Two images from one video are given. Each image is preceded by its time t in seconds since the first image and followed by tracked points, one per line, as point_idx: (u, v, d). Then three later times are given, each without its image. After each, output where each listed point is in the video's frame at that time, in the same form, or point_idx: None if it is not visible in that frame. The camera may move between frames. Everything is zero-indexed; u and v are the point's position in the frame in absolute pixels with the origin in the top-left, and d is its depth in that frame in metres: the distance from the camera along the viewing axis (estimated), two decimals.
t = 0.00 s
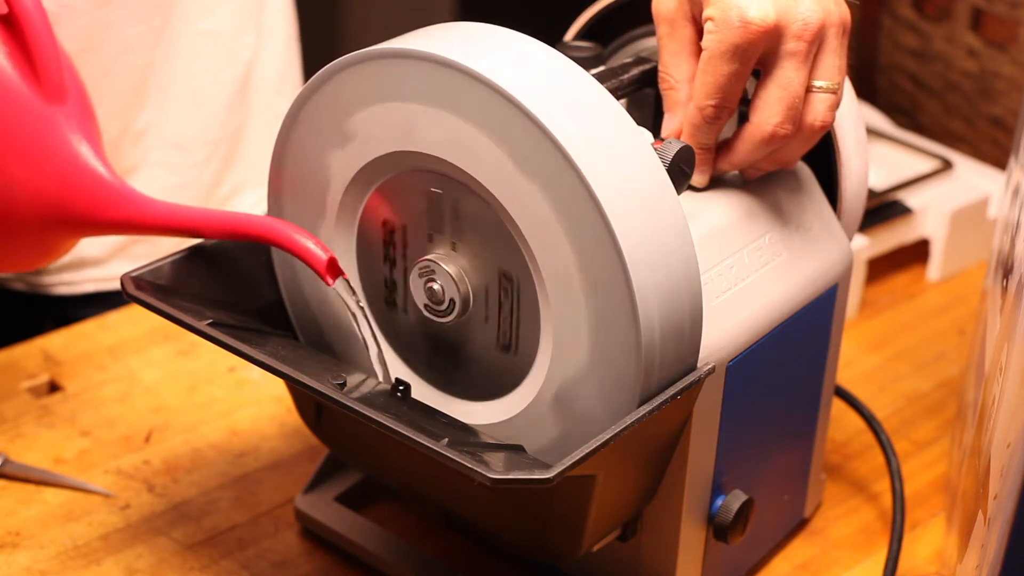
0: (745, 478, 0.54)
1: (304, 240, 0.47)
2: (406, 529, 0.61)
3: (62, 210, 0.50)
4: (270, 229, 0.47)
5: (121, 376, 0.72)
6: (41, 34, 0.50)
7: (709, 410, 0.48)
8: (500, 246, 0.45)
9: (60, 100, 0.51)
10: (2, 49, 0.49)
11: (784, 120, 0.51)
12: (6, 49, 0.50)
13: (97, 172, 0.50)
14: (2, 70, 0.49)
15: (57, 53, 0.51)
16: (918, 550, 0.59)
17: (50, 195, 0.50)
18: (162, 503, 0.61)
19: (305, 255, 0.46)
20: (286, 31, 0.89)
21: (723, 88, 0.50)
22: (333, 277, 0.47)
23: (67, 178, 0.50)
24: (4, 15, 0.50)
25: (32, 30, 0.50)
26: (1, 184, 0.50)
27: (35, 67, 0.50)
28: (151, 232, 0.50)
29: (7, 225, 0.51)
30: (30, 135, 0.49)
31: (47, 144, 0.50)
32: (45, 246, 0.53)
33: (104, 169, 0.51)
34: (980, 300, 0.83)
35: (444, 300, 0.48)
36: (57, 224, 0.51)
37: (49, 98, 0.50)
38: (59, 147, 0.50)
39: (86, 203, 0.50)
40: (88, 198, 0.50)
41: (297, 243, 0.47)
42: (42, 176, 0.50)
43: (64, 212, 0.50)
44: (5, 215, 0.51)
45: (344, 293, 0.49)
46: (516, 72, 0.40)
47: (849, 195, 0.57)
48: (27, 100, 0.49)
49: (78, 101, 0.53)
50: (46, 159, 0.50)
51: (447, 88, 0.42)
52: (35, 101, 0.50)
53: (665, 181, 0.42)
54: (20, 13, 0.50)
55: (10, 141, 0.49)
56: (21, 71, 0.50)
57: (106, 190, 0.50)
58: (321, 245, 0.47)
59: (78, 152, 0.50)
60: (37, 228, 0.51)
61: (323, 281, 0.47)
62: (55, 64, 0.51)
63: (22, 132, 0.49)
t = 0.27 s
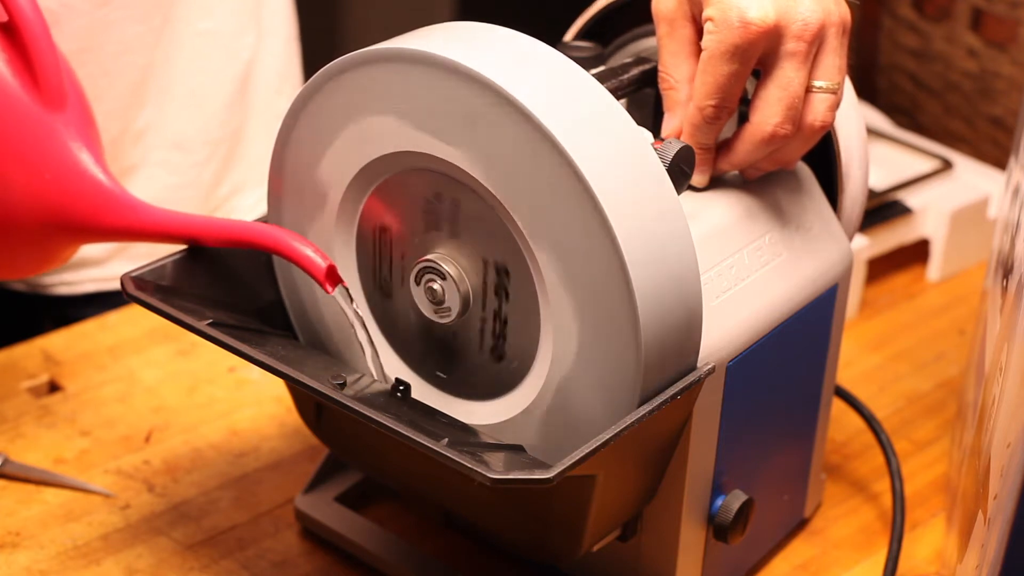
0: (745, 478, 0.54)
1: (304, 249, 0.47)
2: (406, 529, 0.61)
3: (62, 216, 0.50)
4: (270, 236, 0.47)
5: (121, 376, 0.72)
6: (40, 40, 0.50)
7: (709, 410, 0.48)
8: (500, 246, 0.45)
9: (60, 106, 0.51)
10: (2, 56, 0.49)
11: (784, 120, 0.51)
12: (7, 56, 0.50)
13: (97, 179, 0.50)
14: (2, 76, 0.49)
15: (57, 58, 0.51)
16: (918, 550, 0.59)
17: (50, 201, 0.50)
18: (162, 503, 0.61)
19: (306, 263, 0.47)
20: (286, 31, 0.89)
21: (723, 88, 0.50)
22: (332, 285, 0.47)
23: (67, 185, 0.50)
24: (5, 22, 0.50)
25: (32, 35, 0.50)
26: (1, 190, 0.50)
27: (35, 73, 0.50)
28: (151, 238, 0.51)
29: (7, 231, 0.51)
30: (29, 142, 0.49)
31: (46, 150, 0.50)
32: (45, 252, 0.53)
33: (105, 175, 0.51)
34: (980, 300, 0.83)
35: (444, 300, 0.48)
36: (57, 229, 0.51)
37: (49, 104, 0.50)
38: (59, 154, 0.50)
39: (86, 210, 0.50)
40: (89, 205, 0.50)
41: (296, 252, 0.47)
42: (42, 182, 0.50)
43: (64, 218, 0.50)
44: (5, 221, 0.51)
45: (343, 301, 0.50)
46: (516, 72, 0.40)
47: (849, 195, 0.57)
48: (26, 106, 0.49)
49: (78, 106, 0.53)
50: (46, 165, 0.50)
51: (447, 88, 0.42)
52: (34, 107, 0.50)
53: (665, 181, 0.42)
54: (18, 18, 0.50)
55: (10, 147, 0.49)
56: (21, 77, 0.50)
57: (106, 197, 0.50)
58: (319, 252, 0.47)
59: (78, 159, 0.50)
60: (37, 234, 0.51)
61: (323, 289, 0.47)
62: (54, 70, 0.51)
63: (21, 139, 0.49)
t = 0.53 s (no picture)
0: (745, 478, 0.54)
1: (308, 249, 0.47)
2: (406, 529, 0.61)
3: (63, 216, 0.50)
4: (272, 236, 0.47)
5: (121, 376, 0.72)
6: (42, 40, 0.50)
7: (709, 410, 0.48)
8: (500, 246, 0.45)
9: (62, 105, 0.51)
10: (3, 55, 0.49)
11: (784, 120, 0.51)
12: (8, 56, 0.50)
13: (98, 179, 0.50)
14: (3, 76, 0.49)
15: (59, 58, 0.51)
16: (918, 550, 0.59)
17: (51, 201, 0.50)
18: (162, 503, 0.61)
19: (310, 263, 0.47)
20: (286, 31, 0.89)
21: (723, 88, 0.50)
22: (336, 284, 0.47)
23: (68, 185, 0.50)
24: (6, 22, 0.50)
25: (34, 35, 0.50)
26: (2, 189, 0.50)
27: (37, 73, 0.50)
28: (153, 238, 0.51)
29: (8, 230, 0.51)
30: (30, 142, 0.49)
31: (47, 150, 0.50)
32: (46, 252, 0.53)
33: (106, 176, 0.51)
34: (980, 300, 0.83)
35: (444, 300, 0.47)
36: (58, 229, 0.51)
37: (51, 104, 0.50)
38: (60, 154, 0.50)
39: (87, 210, 0.50)
40: (90, 205, 0.50)
41: (300, 252, 0.47)
42: (43, 182, 0.50)
43: (65, 218, 0.50)
44: (6, 220, 0.51)
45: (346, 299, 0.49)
46: (517, 73, 0.40)
47: (849, 195, 0.57)
48: (27, 106, 0.49)
49: (80, 106, 0.53)
50: (47, 165, 0.50)
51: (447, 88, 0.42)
52: (36, 107, 0.50)
53: (665, 181, 0.42)
54: (20, 18, 0.50)
55: (10, 147, 0.49)
56: (22, 77, 0.50)
57: (107, 197, 0.50)
58: (322, 251, 0.47)
59: (80, 159, 0.50)
60: (38, 234, 0.51)
61: (326, 288, 0.47)
62: (56, 70, 0.50)
63: (22, 138, 0.49)
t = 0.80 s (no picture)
0: (745, 478, 0.54)
1: (309, 249, 0.47)
2: (406, 529, 0.61)
3: (63, 216, 0.50)
4: (272, 236, 0.47)
5: (121, 376, 0.72)
6: (43, 39, 0.50)
7: (709, 410, 0.48)
8: (500, 246, 0.45)
9: (62, 105, 0.51)
10: (3, 54, 0.49)
11: (785, 121, 0.51)
12: (9, 55, 0.50)
13: (99, 179, 0.50)
14: (3, 76, 0.49)
15: (60, 58, 0.51)
16: (918, 550, 0.59)
17: (50, 200, 0.50)
18: (162, 503, 0.61)
19: (311, 263, 0.47)
20: (286, 31, 0.89)
21: (723, 88, 0.50)
22: (337, 284, 0.47)
23: (68, 185, 0.50)
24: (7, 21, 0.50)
25: (35, 35, 0.50)
26: (2, 188, 0.50)
27: (38, 73, 0.50)
28: (153, 238, 0.51)
29: (8, 229, 0.51)
30: (30, 141, 0.49)
31: (48, 150, 0.50)
32: (46, 252, 0.53)
33: (107, 176, 0.51)
34: (980, 300, 0.83)
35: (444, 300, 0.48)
36: (58, 229, 0.51)
37: (51, 104, 0.50)
38: (60, 153, 0.50)
39: (88, 210, 0.50)
40: (90, 205, 0.50)
41: (301, 252, 0.47)
42: (42, 182, 0.50)
43: (65, 218, 0.50)
44: (6, 220, 0.51)
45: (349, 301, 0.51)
46: (516, 73, 0.40)
47: (849, 195, 0.57)
48: (28, 106, 0.49)
49: (81, 106, 0.53)
50: (47, 165, 0.50)
51: (447, 89, 0.41)
52: (37, 107, 0.50)
53: (665, 182, 0.42)
54: (22, 17, 0.50)
55: (10, 146, 0.49)
56: (23, 77, 0.50)
57: (108, 197, 0.50)
58: (322, 250, 0.47)
59: (80, 159, 0.50)
60: (38, 233, 0.51)
61: (327, 288, 0.47)
62: (57, 70, 0.50)
63: (22, 138, 0.49)
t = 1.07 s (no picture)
0: (745, 478, 0.54)
1: (309, 249, 0.47)
2: (406, 529, 0.61)
3: (63, 216, 0.50)
4: (273, 236, 0.47)
5: (121, 376, 0.72)
6: (43, 39, 0.50)
7: (709, 410, 0.48)
8: (500, 245, 0.45)
9: (62, 105, 0.51)
10: (3, 54, 0.49)
11: (785, 121, 0.51)
12: (9, 55, 0.50)
13: (99, 179, 0.50)
14: (3, 76, 0.49)
15: (61, 58, 0.51)
16: (918, 550, 0.59)
17: (50, 200, 0.50)
18: (162, 503, 0.61)
19: (311, 264, 0.47)
20: (286, 31, 0.89)
21: (723, 89, 0.50)
22: (337, 285, 0.47)
23: (68, 185, 0.50)
24: (7, 20, 0.50)
25: (35, 34, 0.50)
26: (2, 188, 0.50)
27: (38, 73, 0.50)
28: (153, 238, 0.51)
29: (7, 229, 0.51)
30: (30, 141, 0.49)
31: (48, 150, 0.50)
32: (46, 252, 0.53)
33: (107, 176, 0.51)
34: (980, 300, 0.83)
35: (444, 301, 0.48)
36: (58, 229, 0.51)
37: (51, 104, 0.50)
38: (60, 154, 0.50)
39: (88, 210, 0.50)
40: (90, 205, 0.50)
41: (301, 252, 0.47)
42: (42, 182, 0.50)
43: (65, 218, 0.50)
44: (7, 220, 0.51)
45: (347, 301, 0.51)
46: (517, 73, 0.40)
47: (849, 195, 0.57)
48: (28, 106, 0.49)
49: (81, 106, 0.53)
50: (47, 165, 0.50)
51: (447, 88, 0.42)
52: (37, 107, 0.50)
53: (665, 182, 0.42)
54: (22, 17, 0.50)
55: (10, 146, 0.49)
56: (23, 77, 0.50)
57: (108, 197, 0.50)
58: (321, 249, 0.47)
59: (80, 159, 0.50)
60: (38, 233, 0.51)
61: (327, 289, 0.47)
62: (57, 70, 0.50)
63: (22, 138, 0.49)
